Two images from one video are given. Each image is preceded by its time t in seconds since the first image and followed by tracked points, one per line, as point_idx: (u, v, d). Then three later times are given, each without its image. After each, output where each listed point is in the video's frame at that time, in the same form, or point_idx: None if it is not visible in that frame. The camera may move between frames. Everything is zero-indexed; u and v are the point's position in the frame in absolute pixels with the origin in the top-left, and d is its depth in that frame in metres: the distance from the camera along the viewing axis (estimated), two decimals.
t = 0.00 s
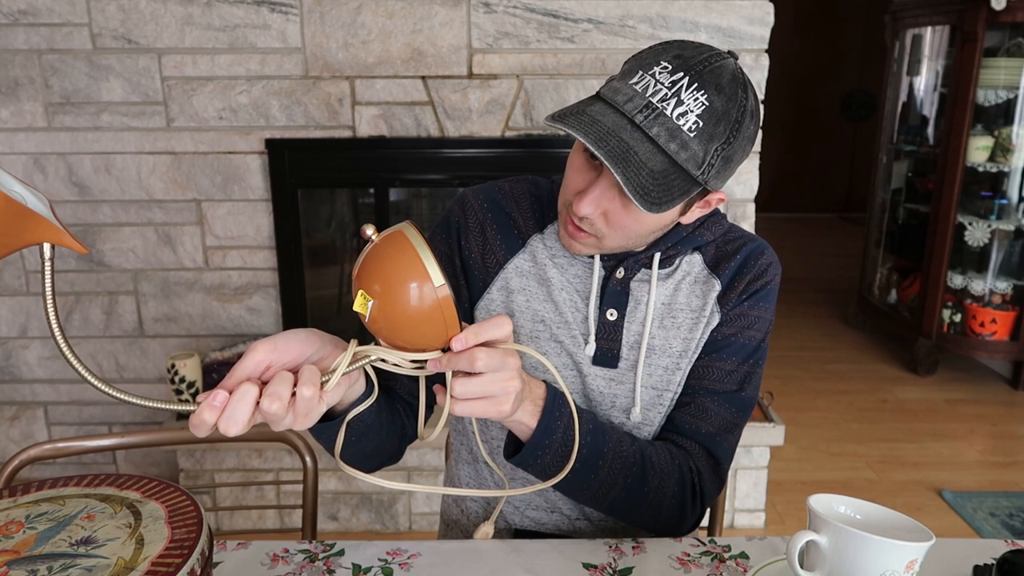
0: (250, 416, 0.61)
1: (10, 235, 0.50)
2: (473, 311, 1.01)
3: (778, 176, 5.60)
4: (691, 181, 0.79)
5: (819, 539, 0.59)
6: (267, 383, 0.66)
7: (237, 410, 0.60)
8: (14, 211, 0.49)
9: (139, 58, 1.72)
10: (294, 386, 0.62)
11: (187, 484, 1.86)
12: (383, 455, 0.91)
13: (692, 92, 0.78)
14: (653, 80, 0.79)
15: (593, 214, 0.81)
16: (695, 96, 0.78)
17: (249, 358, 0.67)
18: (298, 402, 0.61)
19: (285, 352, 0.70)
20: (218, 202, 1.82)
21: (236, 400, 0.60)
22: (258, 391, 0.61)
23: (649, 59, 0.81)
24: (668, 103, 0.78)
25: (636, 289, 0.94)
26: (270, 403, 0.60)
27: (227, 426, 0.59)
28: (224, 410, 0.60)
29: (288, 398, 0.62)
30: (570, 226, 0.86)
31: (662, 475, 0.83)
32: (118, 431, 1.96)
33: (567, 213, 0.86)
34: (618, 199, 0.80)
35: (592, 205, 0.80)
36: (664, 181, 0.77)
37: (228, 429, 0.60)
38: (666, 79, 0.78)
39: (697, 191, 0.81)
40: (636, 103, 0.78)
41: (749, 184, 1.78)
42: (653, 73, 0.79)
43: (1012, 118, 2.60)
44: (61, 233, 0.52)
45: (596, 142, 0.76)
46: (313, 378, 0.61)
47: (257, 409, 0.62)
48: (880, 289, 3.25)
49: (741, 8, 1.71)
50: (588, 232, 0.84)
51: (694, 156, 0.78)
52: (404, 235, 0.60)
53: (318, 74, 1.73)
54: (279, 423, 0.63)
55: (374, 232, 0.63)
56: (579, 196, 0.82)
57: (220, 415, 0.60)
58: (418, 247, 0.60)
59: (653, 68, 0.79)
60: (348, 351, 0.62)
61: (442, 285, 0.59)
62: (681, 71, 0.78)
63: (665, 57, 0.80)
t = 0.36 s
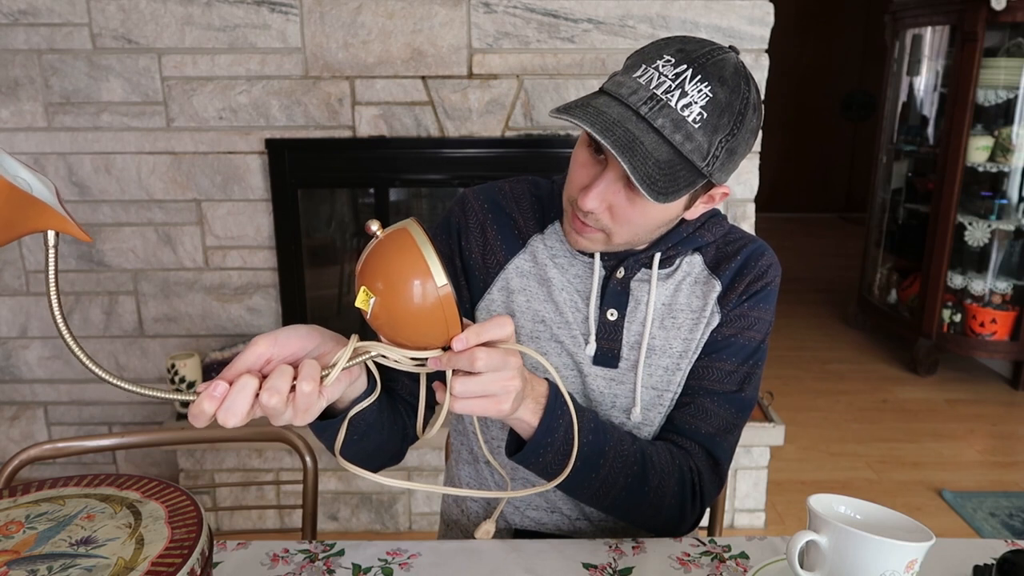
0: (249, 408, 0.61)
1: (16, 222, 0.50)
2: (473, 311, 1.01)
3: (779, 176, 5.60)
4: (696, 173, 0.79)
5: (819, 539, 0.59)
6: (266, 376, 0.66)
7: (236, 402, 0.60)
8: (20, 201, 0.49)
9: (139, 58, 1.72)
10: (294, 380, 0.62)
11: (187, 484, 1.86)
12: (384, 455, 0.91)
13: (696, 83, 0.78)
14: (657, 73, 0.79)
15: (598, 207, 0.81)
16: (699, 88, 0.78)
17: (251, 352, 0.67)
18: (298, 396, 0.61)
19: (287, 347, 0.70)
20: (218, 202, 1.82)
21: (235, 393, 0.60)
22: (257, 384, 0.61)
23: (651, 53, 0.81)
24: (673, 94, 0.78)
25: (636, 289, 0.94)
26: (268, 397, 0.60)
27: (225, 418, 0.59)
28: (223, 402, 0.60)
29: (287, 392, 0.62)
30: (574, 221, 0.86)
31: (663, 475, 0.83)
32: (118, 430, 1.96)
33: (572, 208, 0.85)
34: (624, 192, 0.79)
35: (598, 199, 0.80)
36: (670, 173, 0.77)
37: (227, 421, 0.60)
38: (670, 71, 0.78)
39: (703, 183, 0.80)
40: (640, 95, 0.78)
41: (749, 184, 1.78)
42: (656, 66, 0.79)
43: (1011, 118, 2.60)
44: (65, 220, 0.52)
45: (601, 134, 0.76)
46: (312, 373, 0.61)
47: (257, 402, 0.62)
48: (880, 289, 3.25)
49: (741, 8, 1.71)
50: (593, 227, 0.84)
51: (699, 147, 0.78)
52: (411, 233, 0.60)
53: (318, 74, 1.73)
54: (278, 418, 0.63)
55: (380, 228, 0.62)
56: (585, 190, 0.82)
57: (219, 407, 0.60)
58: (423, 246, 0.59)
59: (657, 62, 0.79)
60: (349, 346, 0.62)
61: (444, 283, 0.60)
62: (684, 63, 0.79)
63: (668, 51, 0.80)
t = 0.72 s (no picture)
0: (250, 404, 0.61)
1: (21, 219, 0.50)
2: (473, 312, 1.00)
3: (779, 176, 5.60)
4: (701, 172, 0.79)
5: (819, 539, 0.59)
6: (266, 373, 0.66)
7: (237, 397, 0.60)
8: (21, 198, 0.49)
9: (139, 58, 1.72)
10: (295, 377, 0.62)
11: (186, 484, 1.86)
12: (386, 457, 0.91)
13: (701, 83, 0.78)
14: (661, 72, 0.79)
15: (602, 207, 0.80)
16: (704, 87, 0.78)
17: (251, 348, 0.67)
18: (298, 393, 0.61)
19: (286, 344, 0.70)
20: (218, 202, 1.82)
21: (235, 388, 0.60)
22: (258, 381, 0.61)
23: (655, 52, 0.81)
24: (678, 93, 0.78)
25: (636, 290, 0.94)
26: (268, 394, 0.60)
27: (226, 413, 0.59)
28: (223, 397, 0.60)
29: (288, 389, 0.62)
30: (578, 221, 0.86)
31: (663, 475, 0.83)
32: (118, 430, 1.97)
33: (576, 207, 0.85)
34: (628, 191, 0.80)
35: (602, 199, 0.80)
36: (675, 172, 0.77)
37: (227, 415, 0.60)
38: (675, 70, 0.78)
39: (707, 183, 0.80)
40: (645, 95, 0.78)
41: (749, 184, 1.78)
42: (660, 66, 0.79)
43: (1012, 118, 2.60)
44: (69, 218, 0.52)
45: (606, 133, 0.76)
46: (313, 370, 0.61)
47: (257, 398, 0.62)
48: (880, 289, 3.25)
49: (741, 8, 1.71)
50: (597, 227, 0.84)
51: (703, 147, 0.78)
52: (413, 234, 0.60)
53: (318, 74, 1.73)
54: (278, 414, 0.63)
55: (383, 227, 0.62)
56: (589, 189, 0.81)
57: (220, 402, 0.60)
58: (425, 246, 0.59)
59: (660, 61, 0.79)
60: (350, 345, 0.62)
61: (446, 283, 0.59)
62: (688, 62, 0.78)
63: (671, 51, 0.80)
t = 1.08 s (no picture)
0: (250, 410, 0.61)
1: (17, 228, 0.50)
2: (473, 314, 1.01)
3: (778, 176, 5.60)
4: (703, 176, 0.79)
5: (819, 539, 0.59)
6: (266, 377, 0.66)
7: (238, 403, 0.60)
8: (16, 210, 0.49)
9: (139, 58, 1.72)
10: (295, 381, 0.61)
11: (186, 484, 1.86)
12: (387, 460, 0.91)
13: (704, 87, 0.78)
14: (664, 76, 0.78)
15: (604, 211, 0.81)
16: (706, 91, 0.78)
17: (250, 352, 0.67)
18: (298, 397, 0.60)
19: (285, 348, 0.70)
20: (218, 202, 1.82)
21: (235, 394, 0.60)
22: (258, 385, 0.61)
23: (657, 55, 0.81)
24: (680, 98, 0.77)
25: (636, 291, 0.94)
26: (269, 399, 0.60)
27: (225, 418, 0.59)
28: (224, 403, 0.60)
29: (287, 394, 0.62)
30: (579, 224, 0.86)
31: (663, 475, 0.83)
32: (118, 430, 1.97)
33: (578, 210, 0.85)
34: (630, 195, 0.80)
35: (604, 202, 0.80)
36: (677, 177, 0.77)
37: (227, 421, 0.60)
38: (678, 74, 0.78)
39: (709, 186, 0.80)
40: (647, 99, 0.78)
41: (749, 184, 1.78)
42: (663, 69, 0.79)
43: (1012, 118, 2.60)
44: (64, 228, 0.52)
45: (609, 138, 0.76)
46: (313, 374, 0.61)
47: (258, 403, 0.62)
48: (880, 289, 3.25)
49: (742, 8, 1.71)
50: (598, 230, 0.84)
51: (705, 151, 0.78)
52: (410, 237, 0.60)
53: (318, 74, 1.73)
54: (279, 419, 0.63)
55: (381, 230, 0.62)
56: (591, 193, 0.81)
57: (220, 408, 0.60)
58: (422, 248, 0.59)
59: (663, 64, 0.79)
60: (349, 347, 0.62)
61: (444, 284, 0.59)
62: (691, 66, 0.78)
63: (674, 54, 0.80)
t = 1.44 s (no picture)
0: (250, 409, 0.60)
1: (14, 230, 0.50)
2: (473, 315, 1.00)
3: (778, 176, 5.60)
4: (705, 181, 0.79)
5: (819, 539, 0.59)
6: (266, 377, 0.66)
7: (238, 403, 0.60)
8: (13, 213, 0.49)
9: (139, 58, 1.72)
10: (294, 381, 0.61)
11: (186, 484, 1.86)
12: (386, 461, 0.91)
13: (706, 91, 0.78)
14: (666, 80, 0.78)
15: (605, 214, 0.80)
16: (708, 96, 0.78)
17: (250, 352, 0.67)
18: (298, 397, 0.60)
19: (285, 347, 0.70)
20: (218, 202, 1.82)
21: (236, 393, 0.60)
22: (259, 385, 0.61)
23: (659, 59, 0.80)
24: (682, 102, 0.77)
25: (636, 291, 0.94)
26: (269, 398, 0.60)
27: (226, 417, 0.59)
28: (224, 402, 0.60)
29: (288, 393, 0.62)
30: (580, 227, 0.86)
31: (664, 475, 0.83)
32: (118, 430, 1.97)
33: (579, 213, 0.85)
34: (632, 198, 0.80)
35: (605, 206, 0.80)
36: (680, 182, 0.77)
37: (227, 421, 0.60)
38: (679, 78, 0.78)
39: (711, 190, 0.81)
40: (650, 103, 0.78)
41: (749, 184, 1.78)
42: (665, 73, 0.79)
43: (1011, 118, 2.60)
44: (61, 231, 0.52)
45: (612, 144, 0.76)
46: (312, 373, 0.61)
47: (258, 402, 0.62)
48: (880, 289, 3.25)
49: (741, 8, 1.71)
50: (599, 232, 0.84)
51: (708, 156, 0.78)
52: (408, 236, 0.60)
53: (318, 74, 1.73)
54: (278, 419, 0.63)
55: (379, 229, 0.62)
56: (592, 196, 0.81)
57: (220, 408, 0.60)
58: (419, 246, 0.59)
59: (665, 68, 0.79)
60: (348, 346, 0.61)
61: (442, 283, 0.59)
62: (693, 70, 0.78)
63: (675, 57, 0.80)
